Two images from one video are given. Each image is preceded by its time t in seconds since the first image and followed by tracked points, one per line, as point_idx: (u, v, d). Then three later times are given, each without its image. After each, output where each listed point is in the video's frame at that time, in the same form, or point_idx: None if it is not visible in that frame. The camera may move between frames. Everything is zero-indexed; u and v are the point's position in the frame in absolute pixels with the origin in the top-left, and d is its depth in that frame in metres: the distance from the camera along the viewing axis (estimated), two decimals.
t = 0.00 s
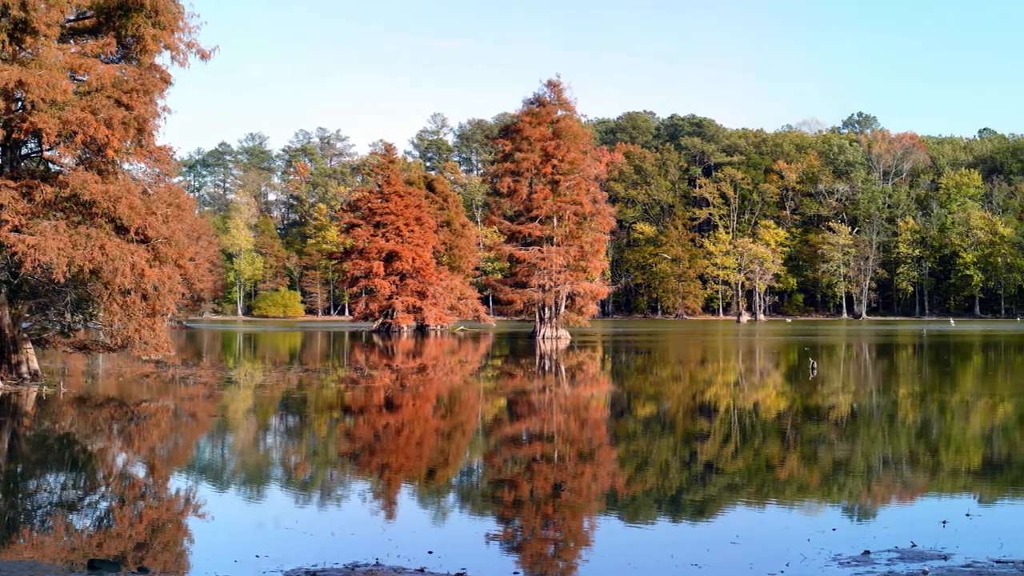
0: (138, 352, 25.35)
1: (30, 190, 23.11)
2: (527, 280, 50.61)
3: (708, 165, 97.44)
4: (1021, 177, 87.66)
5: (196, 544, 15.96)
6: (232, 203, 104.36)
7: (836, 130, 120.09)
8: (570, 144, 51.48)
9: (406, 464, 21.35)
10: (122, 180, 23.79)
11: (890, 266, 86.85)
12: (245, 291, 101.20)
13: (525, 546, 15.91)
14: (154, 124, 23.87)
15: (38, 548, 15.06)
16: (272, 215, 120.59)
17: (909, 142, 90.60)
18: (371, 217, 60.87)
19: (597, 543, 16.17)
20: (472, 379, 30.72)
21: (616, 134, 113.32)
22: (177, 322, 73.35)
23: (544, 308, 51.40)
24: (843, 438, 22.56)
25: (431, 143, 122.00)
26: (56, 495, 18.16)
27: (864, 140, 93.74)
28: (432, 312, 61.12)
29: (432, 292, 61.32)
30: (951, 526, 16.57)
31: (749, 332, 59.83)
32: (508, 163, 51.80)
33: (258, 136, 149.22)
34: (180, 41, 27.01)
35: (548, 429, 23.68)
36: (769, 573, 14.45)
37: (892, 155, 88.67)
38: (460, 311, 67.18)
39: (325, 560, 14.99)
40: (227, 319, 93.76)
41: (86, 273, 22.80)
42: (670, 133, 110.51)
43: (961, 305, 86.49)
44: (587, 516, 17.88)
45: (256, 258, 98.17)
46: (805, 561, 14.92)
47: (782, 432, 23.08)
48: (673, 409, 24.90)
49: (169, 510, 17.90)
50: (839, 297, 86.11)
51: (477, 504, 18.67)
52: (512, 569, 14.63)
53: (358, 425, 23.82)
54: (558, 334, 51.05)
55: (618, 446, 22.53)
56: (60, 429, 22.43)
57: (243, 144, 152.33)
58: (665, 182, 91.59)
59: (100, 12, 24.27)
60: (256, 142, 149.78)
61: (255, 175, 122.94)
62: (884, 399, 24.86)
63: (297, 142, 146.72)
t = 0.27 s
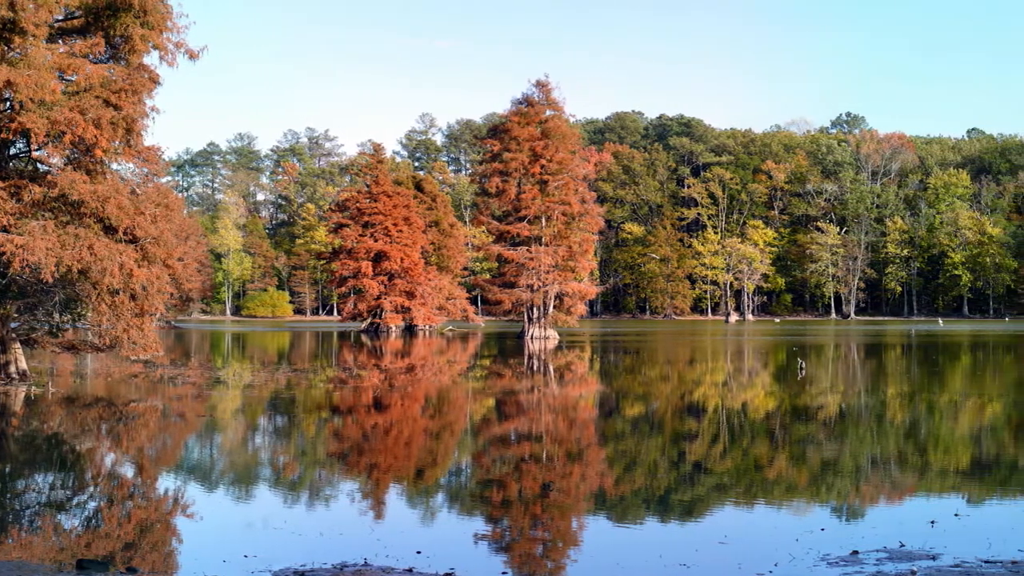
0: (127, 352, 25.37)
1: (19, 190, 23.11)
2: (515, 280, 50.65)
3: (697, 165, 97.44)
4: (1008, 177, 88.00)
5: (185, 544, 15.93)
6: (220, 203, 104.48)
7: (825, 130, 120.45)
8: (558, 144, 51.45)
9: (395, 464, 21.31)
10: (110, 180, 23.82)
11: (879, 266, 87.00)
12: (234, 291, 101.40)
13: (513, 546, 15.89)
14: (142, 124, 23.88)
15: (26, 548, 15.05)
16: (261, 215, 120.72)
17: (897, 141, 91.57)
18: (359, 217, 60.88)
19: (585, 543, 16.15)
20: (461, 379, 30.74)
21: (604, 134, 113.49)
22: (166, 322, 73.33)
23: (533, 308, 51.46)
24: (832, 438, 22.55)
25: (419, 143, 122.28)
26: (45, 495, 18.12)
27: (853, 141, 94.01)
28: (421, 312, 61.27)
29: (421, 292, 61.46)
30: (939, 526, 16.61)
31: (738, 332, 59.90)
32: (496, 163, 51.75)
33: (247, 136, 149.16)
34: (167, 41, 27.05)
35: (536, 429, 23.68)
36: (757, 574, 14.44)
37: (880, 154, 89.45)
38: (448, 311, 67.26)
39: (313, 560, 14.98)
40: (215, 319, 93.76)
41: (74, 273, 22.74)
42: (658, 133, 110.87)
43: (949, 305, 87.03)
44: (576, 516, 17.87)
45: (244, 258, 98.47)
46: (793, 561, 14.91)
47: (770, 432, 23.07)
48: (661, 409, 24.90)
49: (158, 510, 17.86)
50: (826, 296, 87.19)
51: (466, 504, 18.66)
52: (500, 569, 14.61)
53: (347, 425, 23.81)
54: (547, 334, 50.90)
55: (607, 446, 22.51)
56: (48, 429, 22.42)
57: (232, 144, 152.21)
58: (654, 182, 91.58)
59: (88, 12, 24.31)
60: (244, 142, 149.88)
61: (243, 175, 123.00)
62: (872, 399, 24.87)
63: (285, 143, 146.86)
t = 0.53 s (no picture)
0: (115, 352, 25.40)
1: (7, 190, 23.12)
2: (504, 280, 50.70)
3: (685, 165, 97.20)
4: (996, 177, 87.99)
5: (174, 544, 15.88)
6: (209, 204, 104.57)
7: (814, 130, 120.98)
8: (546, 143, 51.50)
9: (384, 464, 21.27)
10: (99, 180, 23.80)
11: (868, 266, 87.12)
12: (222, 291, 101.55)
13: (501, 546, 15.87)
14: (131, 124, 23.84)
15: (15, 548, 15.02)
16: (248, 215, 120.84)
17: (885, 141, 92.33)
18: (348, 217, 60.89)
19: (574, 543, 16.13)
20: (450, 379, 30.73)
21: (593, 134, 113.68)
22: (154, 322, 73.29)
23: (521, 308, 51.74)
24: (821, 438, 22.55)
25: (408, 143, 122.71)
26: (33, 494, 18.05)
27: (841, 141, 94.30)
28: (409, 312, 61.42)
29: (409, 292, 61.49)
30: (929, 526, 16.56)
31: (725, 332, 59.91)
32: (484, 163, 51.67)
33: (236, 136, 149.04)
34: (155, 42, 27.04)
35: (525, 429, 23.66)
36: (745, 574, 14.41)
37: (869, 154, 89.86)
38: (436, 311, 67.23)
39: (302, 560, 14.95)
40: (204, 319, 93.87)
41: (62, 273, 22.68)
42: (647, 134, 111.27)
43: (938, 305, 87.56)
44: (564, 516, 17.86)
45: (233, 258, 98.86)
46: (781, 561, 14.89)
47: (759, 432, 23.05)
48: (650, 409, 24.91)
49: (147, 510, 17.81)
50: (814, 296, 87.71)
51: (454, 504, 18.62)
52: (487, 569, 14.58)
53: (336, 425, 23.81)
54: (535, 334, 51.12)
55: (595, 446, 22.51)
56: (36, 429, 22.42)
57: (220, 144, 152.01)
58: (642, 182, 91.44)
59: (77, 12, 24.36)
60: (233, 142, 149.87)
61: (232, 175, 123.06)
62: (861, 399, 24.89)
63: (273, 143, 146.78)
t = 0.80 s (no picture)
0: (103, 352, 26.31)
1: None
2: (492, 280, 52.47)
3: (672, 165, 98.03)
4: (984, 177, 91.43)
5: (165, 544, 13.92)
6: (198, 204, 106.92)
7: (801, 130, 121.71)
8: (534, 143, 53.43)
9: (375, 465, 19.60)
10: (87, 180, 24.73)
11: (855, 266, 88.78)
12: (210, 290, 104.71)
13: (490, 546, 13.28)
14: (119, 124, 24.78)
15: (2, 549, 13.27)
16: (237, 215, 123.21)
17: (873, 141, 94.33)
18: (336, 217, 63.39)
19: (564, 543, 13.39)
20: (436, 380, 31.59)
21: (582, 134, 114.37)
22: (141, 321, 75.50)
23: (510, 308, 53.71)
24: (808, 437, 20.72)
25: (396, 143, 124.30)
26: (20, 496, 16.88)
27: (830, 141, 95.95)
28: (397, 312, 63.60)
29: (397, 292, 63.76)
30: (925, 526, 13.12)
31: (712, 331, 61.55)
32: (473, 164, 53.75)
33: (223, 135, 151.31)
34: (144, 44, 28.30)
35: (513, 429, 23.40)
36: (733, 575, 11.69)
37: (858, 155, 91.34)
38: (424, 311, 69.24)
39: (291, 560, 12.86)
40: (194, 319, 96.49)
41: (51, 273, 23.54)
42: (635, 134, 110.72)
43: (926, 306, 88.56)
44: (552, 516, 14.98)
45: (221, 258, 101.44)
46: (770, 561, 12.08)
47: (747, 434, 21.44)
48: (642, 410, 25.04)
49: (136, 510, 16.08)
50: (803, 296, 87.80)
51: (444, 504, 15.85)
52: (476, 569, 12.22)
53: (322, 425, 24.22)
54: (524, 334, 53.29)
55: (584, 446, 21.08)
56: (25, 429, 23.03)
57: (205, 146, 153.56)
58: (631, 182, 92.48)
59: (64, 12, 25.66)
60: (222, 143, 152.25)
61: (221, 175, 125.05)
62: (851, 401, 24.73)
63: (265, 144, 148.01)
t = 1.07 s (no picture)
0: (92, 352, 26.10)
1: None
2: (481, 280, 52.40)
3: (661, 165, 98.28)
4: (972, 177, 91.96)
5: (153, 544, 13.75)
6: (186, 204, 106.50)
7: (788, 130, 121.94)
8: (523, 143, 53.44)
9: (364, 465, 19.48)
10: (75, 180, 24.50)
11: (844, 266, 89.05)
12: (199, 290, 104.31)
13: (479, 546, 13.17)
14: (108, 124, 24.46)
15: None
16: (225, 215, 122.75)
17: (862, 141, 94.79)
18: (324, 217, 63.11)
19: (552, 543, 13.29)
20: (424, 380, 31.43)
21: (571, 134, 114.37)
22: (129, 321, 75.11)
23: (499, 308, 53.61)
24: (797, 438, 20.70)
25: (385, 143, 124.09)
26: (7, 496, 16.62)
27: (818, 140, 96.39)
28: (385, 312, 63.43)
29: (385, 292, 63.61)
30: (913, 526, 13.10)
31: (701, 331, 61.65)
32: (461, 164, 53.62)
33: (213, 135, 150.66)
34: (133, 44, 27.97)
35: (501, 429, 23.26)
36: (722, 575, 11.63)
37: (846, 155, 91.68)
38: (413, 311, 69.06)
39: (279, 560, 12.71)
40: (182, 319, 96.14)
41: (39, 273, 23.33)
42: (623, 133, 110.17)
43: (915, 306, 89.06)
44: (541, 516, 14.88)
45: (209, 258, 101.13)
46: (758, 561, 12.01)
47: (736, 434, 21.41)
48: (630, 410, 25.00)
49: (124, 510, 15.89)
50: (791, 296, 88.33)
51: (432, 504, 15.72)
52: (465, 569, 12.11)
53: (311, 425, 24.00)
54: (512, 333, 53.17)
55: (572, 446, 21.00)
56: (12, 429, 22.76)
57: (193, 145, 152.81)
58: (619, 182, 92.28)
59: (53, 12, 25.41)
60: (210, 142, 151.57)
61: (209, 175, 124.40)
62: (839, 400, 24.73)
63: (253, 143, 147.40)
